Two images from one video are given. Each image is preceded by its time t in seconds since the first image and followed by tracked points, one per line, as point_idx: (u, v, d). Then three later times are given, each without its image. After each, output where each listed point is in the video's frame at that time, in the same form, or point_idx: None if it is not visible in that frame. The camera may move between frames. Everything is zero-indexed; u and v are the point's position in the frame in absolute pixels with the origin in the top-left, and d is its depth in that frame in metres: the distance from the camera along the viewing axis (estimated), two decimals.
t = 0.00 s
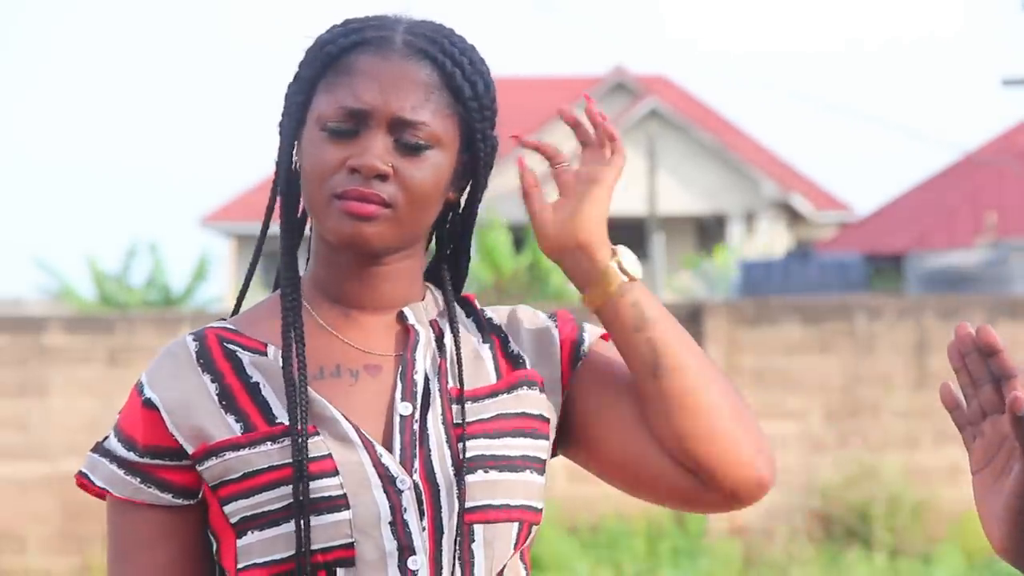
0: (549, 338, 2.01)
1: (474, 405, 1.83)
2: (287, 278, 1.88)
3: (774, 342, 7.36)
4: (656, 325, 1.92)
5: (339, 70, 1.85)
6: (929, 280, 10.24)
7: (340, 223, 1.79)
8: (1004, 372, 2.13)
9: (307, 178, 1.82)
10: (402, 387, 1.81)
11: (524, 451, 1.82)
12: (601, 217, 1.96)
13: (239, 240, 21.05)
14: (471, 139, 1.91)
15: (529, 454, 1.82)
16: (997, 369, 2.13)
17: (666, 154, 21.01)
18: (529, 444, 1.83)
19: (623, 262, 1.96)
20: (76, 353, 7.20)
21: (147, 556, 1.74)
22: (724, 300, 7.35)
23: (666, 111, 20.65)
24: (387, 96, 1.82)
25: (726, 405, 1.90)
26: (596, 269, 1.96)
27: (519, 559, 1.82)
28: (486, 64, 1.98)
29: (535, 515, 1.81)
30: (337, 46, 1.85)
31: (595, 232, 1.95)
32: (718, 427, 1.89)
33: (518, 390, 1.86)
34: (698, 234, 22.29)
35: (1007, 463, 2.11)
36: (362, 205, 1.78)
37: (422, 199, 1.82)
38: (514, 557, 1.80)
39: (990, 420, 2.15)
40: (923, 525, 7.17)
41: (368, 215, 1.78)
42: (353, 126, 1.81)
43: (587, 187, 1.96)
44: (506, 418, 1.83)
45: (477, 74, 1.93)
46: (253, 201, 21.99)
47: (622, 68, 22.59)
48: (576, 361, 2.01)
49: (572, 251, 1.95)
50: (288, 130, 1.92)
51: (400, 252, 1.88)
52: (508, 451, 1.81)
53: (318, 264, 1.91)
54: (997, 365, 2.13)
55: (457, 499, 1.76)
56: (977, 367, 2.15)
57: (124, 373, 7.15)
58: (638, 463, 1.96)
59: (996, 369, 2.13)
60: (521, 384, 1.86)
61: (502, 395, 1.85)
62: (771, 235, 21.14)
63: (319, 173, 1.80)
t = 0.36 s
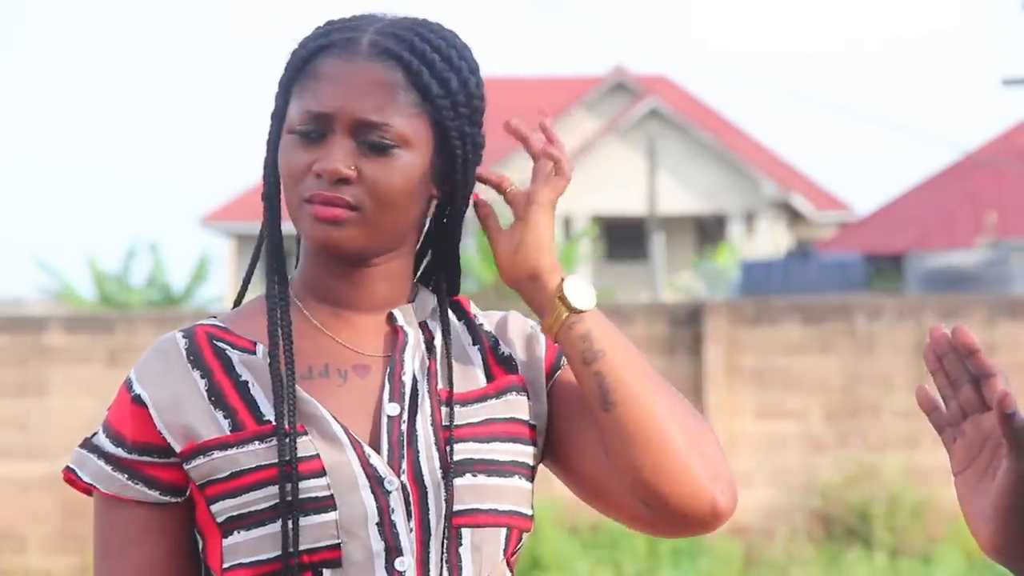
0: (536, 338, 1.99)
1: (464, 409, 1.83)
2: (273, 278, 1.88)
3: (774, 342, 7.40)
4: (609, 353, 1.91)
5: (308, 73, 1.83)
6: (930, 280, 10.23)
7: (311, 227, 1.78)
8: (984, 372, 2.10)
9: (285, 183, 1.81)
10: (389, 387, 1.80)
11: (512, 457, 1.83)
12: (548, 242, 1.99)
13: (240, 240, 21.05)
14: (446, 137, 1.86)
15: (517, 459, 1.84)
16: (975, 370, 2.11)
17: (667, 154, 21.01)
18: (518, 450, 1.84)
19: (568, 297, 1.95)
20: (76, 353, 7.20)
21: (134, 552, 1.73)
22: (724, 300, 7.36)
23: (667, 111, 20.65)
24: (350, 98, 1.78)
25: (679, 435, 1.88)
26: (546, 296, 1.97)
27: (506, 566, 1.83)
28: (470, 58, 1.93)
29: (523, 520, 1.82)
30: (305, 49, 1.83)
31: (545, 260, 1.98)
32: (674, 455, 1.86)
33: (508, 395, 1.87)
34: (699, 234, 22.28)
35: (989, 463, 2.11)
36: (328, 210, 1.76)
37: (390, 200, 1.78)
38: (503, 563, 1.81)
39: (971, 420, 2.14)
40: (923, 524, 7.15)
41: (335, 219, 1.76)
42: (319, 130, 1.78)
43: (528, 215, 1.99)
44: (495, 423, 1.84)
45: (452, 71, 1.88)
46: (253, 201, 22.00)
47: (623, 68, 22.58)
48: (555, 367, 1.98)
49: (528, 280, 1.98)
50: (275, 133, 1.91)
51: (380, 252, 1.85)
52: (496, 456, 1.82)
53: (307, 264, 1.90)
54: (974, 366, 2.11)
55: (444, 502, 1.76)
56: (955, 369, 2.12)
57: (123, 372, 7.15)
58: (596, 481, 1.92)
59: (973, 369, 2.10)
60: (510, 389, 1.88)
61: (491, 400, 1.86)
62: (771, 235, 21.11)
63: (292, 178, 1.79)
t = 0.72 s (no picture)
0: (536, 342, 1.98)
1: (464, 411, 1.83)
2: (273, 276, 1.87)
3: (773, 342, 7.39)
4: (602, 375, 1.88)
5: (295, 80, 1.82)
6: (930, 279, 10.23)
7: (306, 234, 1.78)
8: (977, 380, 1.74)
9: (279, 190, 1.81)
10: (390, 388, 1.81)
11: (513, 460, 1.83)
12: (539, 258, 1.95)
13: (239, 240, 21.04)
14: (437, 136, 1.85)
15: (518, 463, 1.84)
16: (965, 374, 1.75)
17: (667, 154, 21.01)
18: (518, 453, 1.84)
19: (561, 318, 1.90)
20: (76, 353, 7.21)
21: (132, 548, 1.73)
22: (725, 300, 7.36)
23: (667, 111, 20.66)
24: (335, 104, 1.77)
25: (675, 455, 1.87)
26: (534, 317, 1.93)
27: (506, 569, 1.84)
28: (458, 52, 1.90)
29: (522, 523, 1.82)
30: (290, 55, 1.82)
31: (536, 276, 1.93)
32: (671, 477, 1.86)
33: (508, 398, 1.87)
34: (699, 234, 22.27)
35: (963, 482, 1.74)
36: (320, 217, 1.76)
37: (381, 204, 1.78)
38: (502, 565, 1.82)
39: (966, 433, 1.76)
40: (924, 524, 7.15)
41: (328, 226, 1.77)
42: (308, 138, 1.78)
43: (517, 231, 1.94)
44: (496, 426, 1.84)
45: (439, 67, 1.86)
46: (253, 201, 22.01)
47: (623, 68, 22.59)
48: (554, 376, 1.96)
49: (521, 299, 1.93)
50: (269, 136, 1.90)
51: (378, 254, 1.85)
52: (496, 460, 1.82)
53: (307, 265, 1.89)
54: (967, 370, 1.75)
55: (443, 505, 1.77)
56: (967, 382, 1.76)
57: (123, 372, 7.15)
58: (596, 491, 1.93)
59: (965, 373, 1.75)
60: (511, 392, 1.88)
61: (492, 403, 1.86)
62: (771, 235, 21.09)
63: (285, 186, 1.79)
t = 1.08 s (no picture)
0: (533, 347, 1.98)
1: (463, 413, 1.83)
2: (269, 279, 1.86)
3: (774, 342, 7.39)
4: (594, 386, 1.88)
5: (290, 85, 1.82)
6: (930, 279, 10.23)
7: (302, 238, 1.78)
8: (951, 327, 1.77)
9: (276, 194, 1.82)
10: (390, 390, 1.81)
11: (512, 462, 1.83)
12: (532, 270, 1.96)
13: (240, 240, 21.05)
14: (432, 140, 1.84)
15: (517, 465, 1.84)
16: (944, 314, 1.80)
17: (667, 154, 21.00)
18: (517, 455, 1.84)
19: (550, 333, 1.90)
20: (76, 353, 7.21)
21: (131, 550, 1.73)
22: (725, 300, 7.36)
23: (667, 111, 20.67)
24: (328, 110, 1.77)
25: (670, 462, 1.87)
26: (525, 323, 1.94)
27: (505, 570, 1.84)
28: (456, 55, 1.90)
29: (519, 526, 1.83)
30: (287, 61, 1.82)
31: (528, 290, 1.94)
32: (665, 482, 1.86)
33: (508, 400, 1.87)
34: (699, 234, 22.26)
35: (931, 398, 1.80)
36: (314, 221, 1.76)
37: (374, 208, 1.78)
38: (500, 566, 1.82)
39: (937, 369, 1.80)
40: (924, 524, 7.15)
41: (322, 229, 1.77)
42: (302, 143, 1.78)
43: (510, 247, 1.95)
44: (495, 428, 1.84)
45: (434, 71, 1.85)
46: (253, 201, 22.05)
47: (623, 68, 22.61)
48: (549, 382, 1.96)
49: (511, 314, 1.94)
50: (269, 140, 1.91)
51: (375, 257, 1.85)
52: (496, 462, 1.82)
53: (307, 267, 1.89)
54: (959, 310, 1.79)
55: (442, 507, 1.76)
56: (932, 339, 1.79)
57: (123, 373, 7.15)
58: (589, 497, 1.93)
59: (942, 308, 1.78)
60: (510, 394, 1.88)
61: (492, 405, 1.86)
62: (771, 235, 21.10)
63: (281, 190, 1.80)
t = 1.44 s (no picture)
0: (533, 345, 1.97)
1: (460, 416, 1.83)
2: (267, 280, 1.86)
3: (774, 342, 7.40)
4: (594, 379, 1.88)
5: (279, 86, 1.82)
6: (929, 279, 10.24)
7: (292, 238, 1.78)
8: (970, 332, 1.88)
9: (267, 193, 1.82)
10: (386, 392, 1.81)
11: (509, 464, 1.83)
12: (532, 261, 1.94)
13: (239, 241, 21.04)
14: (421, 139, 1.83)
15: (514, 468, 1.84)
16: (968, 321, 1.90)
17: (667, 154, 21.01)
18: (514, 458, 1.84)
19: (550, 324, 1.90)
20: (76, 354, 7.21)
21: (130, 551, 1.73)
22: (725, 300, 7.36)
23: (667, 111, 20.68)
24: (314, 110, 1.77)
25: (667, 459, 1.87)
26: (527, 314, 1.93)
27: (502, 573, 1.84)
28: (446, 54, 1.90)
29: (516, 528, 1.83)
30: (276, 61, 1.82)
31: (527, 281, 1.93)
32: (662, 481, 1.86)
33: (504, 403, 1.87)
34: (698, 234, 22.25)
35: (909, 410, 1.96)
36: (302, 217, 1.75)
37: (362, 207, 1.77)
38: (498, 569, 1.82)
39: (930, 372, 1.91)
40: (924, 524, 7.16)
41: (311, 226, 1.76)
42: (290, 142, 1.78)
43: (506, 241, 1.93)
44: (491, 431, 1.84)
45: (422, 71, 1.85)
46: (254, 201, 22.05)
47: (623, 68, 22.62)
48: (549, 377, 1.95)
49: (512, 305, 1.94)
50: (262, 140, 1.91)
51: (367, 256, 1.85)
52: (492, 465, 1.82)
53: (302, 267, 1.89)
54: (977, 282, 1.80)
55: (439, 510, 1.77)
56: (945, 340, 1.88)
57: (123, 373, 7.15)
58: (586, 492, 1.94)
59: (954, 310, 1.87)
60: (506, 397, 1.88)
61: (488, 406, 1.86)
62: (771, 235, 21.10)
63: (271, 189, 1.80)
